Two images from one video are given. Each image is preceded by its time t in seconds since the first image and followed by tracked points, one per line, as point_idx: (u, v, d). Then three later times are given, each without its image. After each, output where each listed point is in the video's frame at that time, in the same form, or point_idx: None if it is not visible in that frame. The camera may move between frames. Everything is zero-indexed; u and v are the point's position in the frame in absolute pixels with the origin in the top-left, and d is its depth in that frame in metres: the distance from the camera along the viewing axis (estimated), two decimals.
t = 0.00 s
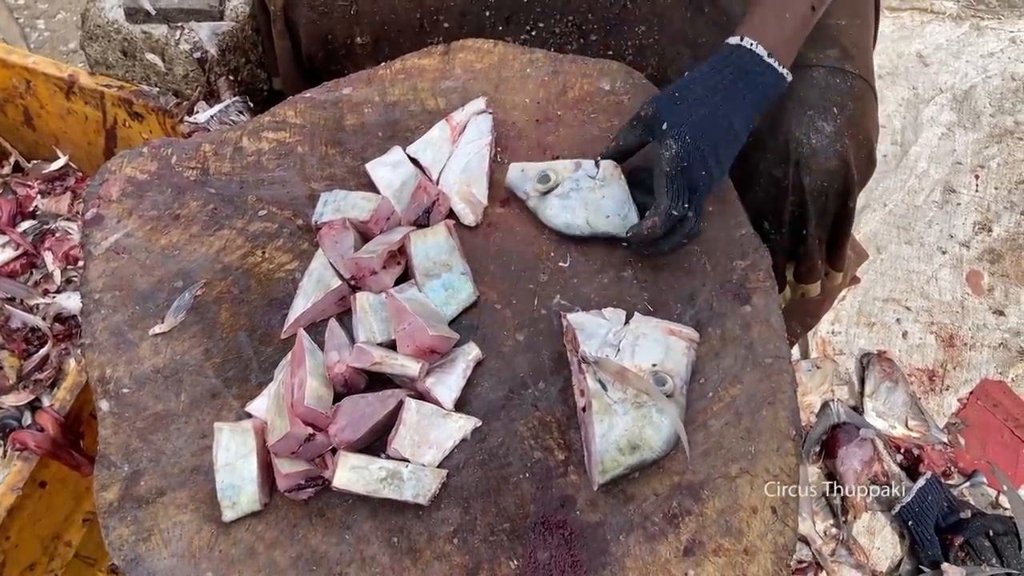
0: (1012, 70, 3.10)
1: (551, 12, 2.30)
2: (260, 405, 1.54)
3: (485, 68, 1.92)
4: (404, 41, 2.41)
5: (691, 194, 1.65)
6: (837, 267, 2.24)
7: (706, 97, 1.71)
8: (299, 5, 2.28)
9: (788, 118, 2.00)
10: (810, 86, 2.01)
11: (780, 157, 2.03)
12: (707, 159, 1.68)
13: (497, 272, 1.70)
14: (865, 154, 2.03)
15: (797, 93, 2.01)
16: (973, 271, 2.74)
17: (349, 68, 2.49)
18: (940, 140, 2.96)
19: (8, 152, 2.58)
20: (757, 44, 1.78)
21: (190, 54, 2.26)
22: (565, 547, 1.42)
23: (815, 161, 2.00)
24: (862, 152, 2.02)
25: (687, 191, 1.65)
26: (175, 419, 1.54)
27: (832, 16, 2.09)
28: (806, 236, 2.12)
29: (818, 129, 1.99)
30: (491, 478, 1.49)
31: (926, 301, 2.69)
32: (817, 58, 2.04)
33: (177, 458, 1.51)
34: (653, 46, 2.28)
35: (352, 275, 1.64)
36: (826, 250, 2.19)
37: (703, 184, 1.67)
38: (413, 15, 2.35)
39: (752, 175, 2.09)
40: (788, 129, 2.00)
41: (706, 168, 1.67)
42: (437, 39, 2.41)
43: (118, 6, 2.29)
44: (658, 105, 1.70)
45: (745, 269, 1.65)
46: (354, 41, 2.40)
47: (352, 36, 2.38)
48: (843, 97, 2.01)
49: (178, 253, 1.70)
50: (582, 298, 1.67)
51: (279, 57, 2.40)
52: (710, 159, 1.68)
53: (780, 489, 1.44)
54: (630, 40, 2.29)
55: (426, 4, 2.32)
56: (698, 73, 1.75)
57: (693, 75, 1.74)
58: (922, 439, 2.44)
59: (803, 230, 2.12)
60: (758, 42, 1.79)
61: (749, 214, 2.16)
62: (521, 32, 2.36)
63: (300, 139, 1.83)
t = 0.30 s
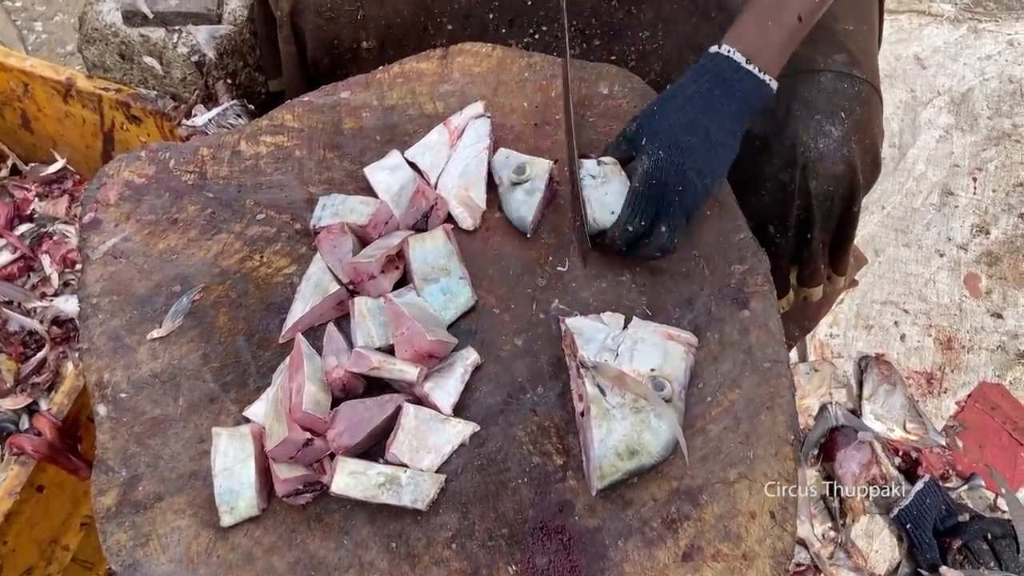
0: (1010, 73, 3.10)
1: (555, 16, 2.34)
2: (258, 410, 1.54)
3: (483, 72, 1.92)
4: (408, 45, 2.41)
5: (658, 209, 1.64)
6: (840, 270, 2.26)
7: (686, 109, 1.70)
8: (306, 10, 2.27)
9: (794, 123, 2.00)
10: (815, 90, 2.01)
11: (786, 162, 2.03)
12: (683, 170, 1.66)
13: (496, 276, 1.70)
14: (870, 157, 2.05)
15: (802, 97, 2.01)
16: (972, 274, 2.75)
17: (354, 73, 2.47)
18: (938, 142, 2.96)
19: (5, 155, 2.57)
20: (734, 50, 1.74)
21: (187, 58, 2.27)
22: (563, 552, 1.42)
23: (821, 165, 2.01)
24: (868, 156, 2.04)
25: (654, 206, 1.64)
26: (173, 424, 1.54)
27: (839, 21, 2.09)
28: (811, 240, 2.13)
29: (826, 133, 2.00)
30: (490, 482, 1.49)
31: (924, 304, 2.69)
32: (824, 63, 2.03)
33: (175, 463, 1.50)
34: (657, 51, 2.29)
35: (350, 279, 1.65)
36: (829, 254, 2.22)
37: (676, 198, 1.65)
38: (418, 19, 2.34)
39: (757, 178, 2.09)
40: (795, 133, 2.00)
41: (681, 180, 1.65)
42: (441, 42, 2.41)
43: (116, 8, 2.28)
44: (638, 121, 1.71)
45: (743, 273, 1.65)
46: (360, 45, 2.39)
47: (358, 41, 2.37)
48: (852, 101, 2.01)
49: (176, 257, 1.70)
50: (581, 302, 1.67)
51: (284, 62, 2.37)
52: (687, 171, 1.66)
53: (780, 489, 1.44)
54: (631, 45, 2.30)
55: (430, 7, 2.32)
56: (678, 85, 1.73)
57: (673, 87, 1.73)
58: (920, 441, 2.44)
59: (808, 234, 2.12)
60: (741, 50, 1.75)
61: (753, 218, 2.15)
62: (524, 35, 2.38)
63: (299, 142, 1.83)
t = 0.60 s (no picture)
0: (1008, 76, 3.10)
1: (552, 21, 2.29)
2: (257, 416, 1.54)
3: (483, 77, 1.92)
4: (405, 49, 2.41)
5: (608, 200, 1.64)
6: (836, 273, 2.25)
7: (643, 88, 1.58)
8: (304, 16, 2.26)
9: (790, 129, 2.00)
10: (810, 96, 2.01)
11: (781, 167, 2.02)
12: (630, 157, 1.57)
13: (495, 282, 1.70)
14: (867, 160, 2.05)
15: (796, 103, 2.01)
16: (971, 278, 2.75)
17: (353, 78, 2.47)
18: (937, 146, 2.97)
19: (4, 159, 2.57)
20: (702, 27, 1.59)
21: (187, 63, 2.27)
22: (564, 558, 1.42)
23: (818, 170, 1.98)
24: (864, 160, 2.04)
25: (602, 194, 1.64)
26: (173, 430, 1.54)
27: (830, 26, 2.11)
28: (807, 245, 2.11)
29: (820, 139, 1.98)
30: (490, 489, 1.49)
31: (923, 308, 2.70)
32: (818, 67, 2.04)
33: (174, 469, 1.50)
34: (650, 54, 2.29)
35: (350, 285, 1.65)
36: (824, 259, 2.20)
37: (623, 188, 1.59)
38: (415, 24, 2.35)
39: (752, 183, 2.09)
40: (790, 137, 1.99)
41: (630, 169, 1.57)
42: (438, 46, 2.42)
43: (116, 14, 2.28)
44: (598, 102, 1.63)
45: (743, 279, 1.66)
46: (358, 50, 2.39)
47: (356, 46, 2.37)
48: (846, 107, 2.01)
49: (176, 263, 1.70)
50: (581, 308, 1.67)
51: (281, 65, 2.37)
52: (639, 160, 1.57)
53: (780, 489, 1.44)
54: (630, 48, 2.30)
55: (428, 13, 2.32)
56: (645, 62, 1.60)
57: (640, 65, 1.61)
58: (919, 446, 2.43)
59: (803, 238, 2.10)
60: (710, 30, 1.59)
61: (750, 222, 2.15)
62: (521, 39, 2.40)
63: (298, 148, 1.83)
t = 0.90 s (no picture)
0: (1005, 80, 3.11)
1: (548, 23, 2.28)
2: (258, 422, 1.54)
3: (482, 82, 1.92)
4: (404, 54, 2.41)
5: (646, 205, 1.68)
6: (827, 282, 2.25)
7: (679, 105, 1.70)
8: (302, 22, 2.27)
9: (777, 133, 2.01)
10: (798, 102, 2.02)
11: (768, 173, 2.03)
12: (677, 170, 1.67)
13: (495, 287, 1.70)
14: (855, 167, 2.06)
15: (785, 109, 2.02)
16: (969, 282, 2.75)
17: (351, 83, 2.47)
18: (935, 150, 2.97)
19: (4, 163, 2.58)
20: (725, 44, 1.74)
21: (186, 68, 2.28)
22: (564, 564, 1.42)
23: (804, 176, 2.00)
24: (852, 166, 2.05)
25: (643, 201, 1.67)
26: (173, 436, 1.54)
27: (821, 32, 2.10)
28: (796, 250, 2.13)
29: (808, 144, 2.00)
30: (489, 495, 1.49)
31: (921, 312, 2.70)
32: (807, 73, 2.04)
33: (174, 475, 1.50)
34: (648, 59, 2.29)
35: (350, 291, 1.65)
36: (816, 266, 2.22)
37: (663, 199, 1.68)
38: (413, 30, 2.36)
39: (741, 189, 2.11)
40: (778, 142, 2.01)
41: (675, 181, 1.68)
42: (437, 52, 2.42)
43: (115, 18, 2.31)
44: (636, 113, 1.67)
45: (742, 284, 1.66)
46: (356, 56, 2.39)
47: (354, 52, 2.37)
48: (833, 112, 2.01)
49: (176, 269, 1.70)
50: (580, 313, 1.67)
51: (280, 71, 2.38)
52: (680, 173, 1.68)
53: (780, 490, 1.45)
54: (627, 54, 2.31)
55: (426, 19, 2.34)
56: (669, 79, 1.72)
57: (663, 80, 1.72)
58: (918, 450, 2.44)
59: (791, 243, 2.13)
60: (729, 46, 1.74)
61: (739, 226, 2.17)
62: (520, 43, 2.39)
63: (298, 153, 1.83)
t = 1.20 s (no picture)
0: (1003, 83, 3.11)
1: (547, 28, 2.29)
2: (256, 427, 1.54)
3: (481, 87, 1.92)
4: (402, 59, 2.41)
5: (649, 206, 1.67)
6: (825, 283, 2.26)
7: (670, 107, 1.69)
8: (300, 27, 2.27)
9: (776, 136, 2.02)
10: (798, 106, 2.02)
11: (768, 176, 2.04)
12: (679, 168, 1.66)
13: (494, 291, 1.71)
14: (854, 171, 2.07)
15: (784, 113, 2.02)
16: (967, 285, 2.76)
17: (349, 88, 2.46)
18: (933, 153, 2.98)
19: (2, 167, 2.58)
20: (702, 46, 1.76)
21: (185, 72, 2.32)
22: (562, 569, 1.42)
23: (804, 179, 2.01)
24: (852, 169, 2.06)
25: (647, 200, 1.66)
26: (171, 441, 1.54)
27: (821, 35, 2.10)
28: (796, 253, 2.14)
29: (807, 148, 2.00)
30: (488, 500, 1.49)
31: (919, 315, 2.71)
32: (806, 77, 2.04)
33: (173, 480, 1.50)
34: (647, 65, 2.30)
35: (348, 296, 1.65)
36: (816, 267, 2.22)
37: (668, 197, 1.67)
38: (412, 35, 2.36)
39: (741, 193, 2.11)
40: (777, 145, 2.01)
41: (679, 179, 1.66)
42: (435, 57, 2.42)
43: (114, 23, 2.34)
44: (629, 119, 1.66)
45: (740, 289, 1.66)
46: (354, 60, 2.39)
47: (352, 56, 2.38)
48: (833, 117, 2.02)
49: (174, 273, 1.70)
50: (579, 318, 1.67)
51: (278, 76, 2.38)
52: (682, 171, 1.67)
53: (779, 489, 1.45)
54: (626, 58, 2.31)
55: (425, 23, 2.34)
56: (652, 84, 1.71)
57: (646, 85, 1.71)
58: (916, 453, 2.45)
59: (791, 246, 2.13)
60: (709, 47, 1.77)
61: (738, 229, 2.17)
62: (517, 49, 2.37)
63: (297, 158, 1.83)
